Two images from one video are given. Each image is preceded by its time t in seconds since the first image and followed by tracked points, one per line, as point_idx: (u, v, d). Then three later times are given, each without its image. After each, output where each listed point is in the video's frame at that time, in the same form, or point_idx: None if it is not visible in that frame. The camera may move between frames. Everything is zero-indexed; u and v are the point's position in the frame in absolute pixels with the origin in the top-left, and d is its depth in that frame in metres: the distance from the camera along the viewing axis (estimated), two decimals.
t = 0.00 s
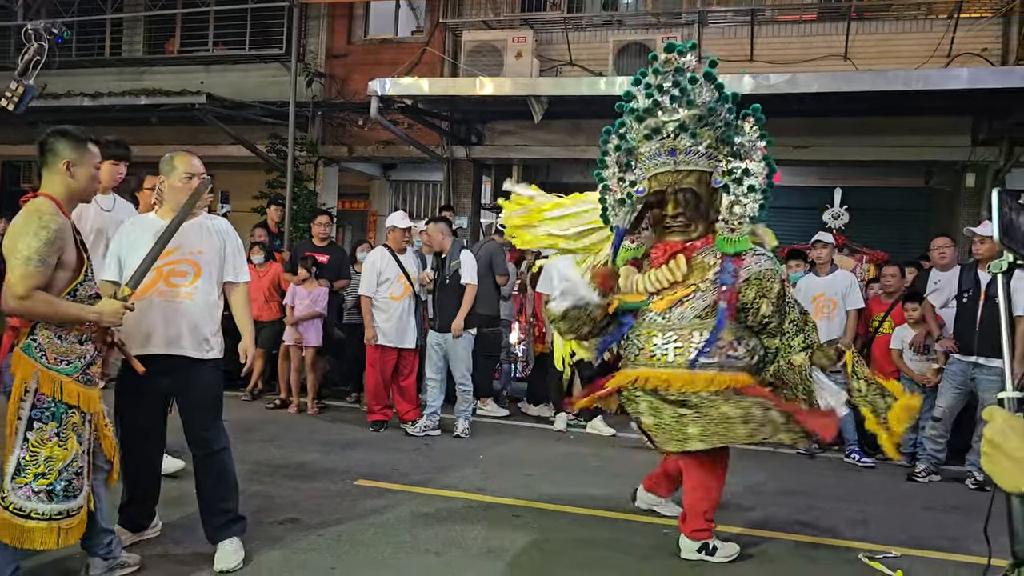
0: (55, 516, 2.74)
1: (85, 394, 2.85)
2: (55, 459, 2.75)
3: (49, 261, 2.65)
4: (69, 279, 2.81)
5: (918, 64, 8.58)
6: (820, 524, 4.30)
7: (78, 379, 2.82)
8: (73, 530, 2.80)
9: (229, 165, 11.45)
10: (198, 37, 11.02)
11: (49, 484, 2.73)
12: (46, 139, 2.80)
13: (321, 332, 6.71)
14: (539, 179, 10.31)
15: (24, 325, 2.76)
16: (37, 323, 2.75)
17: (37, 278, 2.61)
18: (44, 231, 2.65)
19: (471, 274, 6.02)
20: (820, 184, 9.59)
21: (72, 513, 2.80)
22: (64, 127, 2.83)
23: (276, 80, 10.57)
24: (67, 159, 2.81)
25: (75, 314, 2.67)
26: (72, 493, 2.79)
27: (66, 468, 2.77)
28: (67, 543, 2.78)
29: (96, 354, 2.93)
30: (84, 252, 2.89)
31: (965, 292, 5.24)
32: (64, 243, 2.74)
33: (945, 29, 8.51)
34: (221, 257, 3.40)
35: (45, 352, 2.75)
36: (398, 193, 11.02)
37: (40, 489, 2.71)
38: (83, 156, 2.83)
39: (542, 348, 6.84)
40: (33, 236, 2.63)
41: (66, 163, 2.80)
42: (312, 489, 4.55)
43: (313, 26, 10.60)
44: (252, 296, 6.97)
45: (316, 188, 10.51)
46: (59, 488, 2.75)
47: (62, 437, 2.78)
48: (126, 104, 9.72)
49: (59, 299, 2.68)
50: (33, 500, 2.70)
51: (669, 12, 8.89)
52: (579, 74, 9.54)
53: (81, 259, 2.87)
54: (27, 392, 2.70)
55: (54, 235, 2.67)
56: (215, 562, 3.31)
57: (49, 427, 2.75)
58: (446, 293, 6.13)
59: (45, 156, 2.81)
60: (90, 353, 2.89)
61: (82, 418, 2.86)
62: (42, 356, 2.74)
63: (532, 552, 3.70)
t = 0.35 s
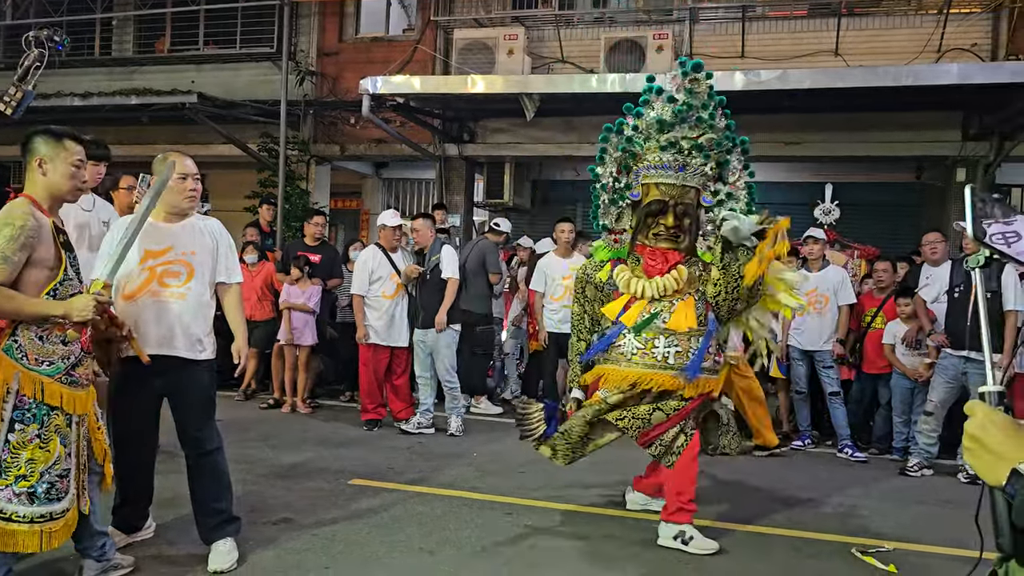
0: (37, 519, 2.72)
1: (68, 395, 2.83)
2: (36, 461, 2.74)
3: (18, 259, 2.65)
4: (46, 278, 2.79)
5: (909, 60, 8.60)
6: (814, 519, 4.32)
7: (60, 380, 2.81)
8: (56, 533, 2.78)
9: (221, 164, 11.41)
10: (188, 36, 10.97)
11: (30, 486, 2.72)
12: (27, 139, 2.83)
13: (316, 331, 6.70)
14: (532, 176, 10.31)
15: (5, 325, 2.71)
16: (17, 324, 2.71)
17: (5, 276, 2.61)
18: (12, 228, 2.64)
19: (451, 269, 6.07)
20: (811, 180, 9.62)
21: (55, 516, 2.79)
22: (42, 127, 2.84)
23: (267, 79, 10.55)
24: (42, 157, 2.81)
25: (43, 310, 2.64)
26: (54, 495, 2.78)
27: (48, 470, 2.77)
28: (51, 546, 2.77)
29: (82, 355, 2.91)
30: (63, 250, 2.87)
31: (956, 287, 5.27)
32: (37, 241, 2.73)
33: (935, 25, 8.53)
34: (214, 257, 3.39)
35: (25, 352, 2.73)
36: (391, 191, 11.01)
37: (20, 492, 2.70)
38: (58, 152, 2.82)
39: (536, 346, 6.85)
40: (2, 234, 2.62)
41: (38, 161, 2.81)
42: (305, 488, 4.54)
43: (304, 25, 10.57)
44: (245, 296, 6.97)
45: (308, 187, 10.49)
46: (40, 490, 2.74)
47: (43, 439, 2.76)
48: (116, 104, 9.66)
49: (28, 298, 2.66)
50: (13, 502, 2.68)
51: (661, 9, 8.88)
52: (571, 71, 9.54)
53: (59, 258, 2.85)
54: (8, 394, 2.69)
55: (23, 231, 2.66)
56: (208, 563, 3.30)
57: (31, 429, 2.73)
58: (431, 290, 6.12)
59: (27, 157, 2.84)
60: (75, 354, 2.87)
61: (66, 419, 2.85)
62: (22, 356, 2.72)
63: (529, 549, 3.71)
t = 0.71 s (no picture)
0: (29, 519, 2.72)
1: (55, 394, 2.82)
2: (26, 461, 2.73)
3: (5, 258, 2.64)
4: (31, 278, 2.78)
5: (895, 55, 8.64)
6: (802, 512, 4.34)
7: (47, 380, 2.79)
8: (46, 533, 2.78)
9: (208, 163, 11.36)
10: (174, 33, 10.90)
11: (21, 487, 2.71)
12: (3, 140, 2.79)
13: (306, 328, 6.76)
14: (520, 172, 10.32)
15: None
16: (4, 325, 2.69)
17: None
18: None
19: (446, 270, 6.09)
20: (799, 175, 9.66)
21: (45, 515, 2.78)
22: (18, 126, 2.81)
23: (253, 76, 10.50)
24: (23, 158, 2.78)
25: (32, 313, 2.65)
26: (44, 495, 2.78)
27: (38, 470, 2.76)
28: (41, 545, 2.77)
29: (69, 355, 2.90)
30: (47, 249, 2.86)
31: (943, 279, 5.30)
32: (23, 241, 2.72)
33: (920, 19, 8.57)
34: (203, 258, 3.38)
35: (12, 352, 2.69)
36: (380, 189, 10.99)
37: (11, 492, 2.68)
38: (39, 153, 2.80)
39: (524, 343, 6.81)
40: None
41: (21, 162, 2.78)
42: (295, 487, 4.53)
43: (290, 22, 10.53)
44: (233, 295, 6.93)
45: (296, 184, 10.45)
46: (31, 490, 2.74)
47: (33, 439, 2.75)
48: (102, 103, 9.60)
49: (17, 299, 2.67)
50: (5, 504, 2.67)
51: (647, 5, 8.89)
52: (558, 68, 9.54)
53: (42, 259, 2.83)
54: None
55: (12, 232, 2.65)
56: (197, 562, 3.30)
57: (20, 430, 2.71)
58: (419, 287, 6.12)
59: (6, 158, 2.80)
60: (61, 353, 2.86)
61: (54, 419, 2.84)
62: (9, 357, 2.68)
63: (520, 545, 3.72)
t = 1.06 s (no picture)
0: (30, 515, 2.70)
1: (50, 392, 2.81)
2: (25, 459, 2.71)
3: (12, 259, 2.62)
4: (29, 278, 2.76)
5: (880, 49, 8.68)
6: (791, 505, 4.37)
7: (42, 377, 2.78)
8: (46, 528, 2.76)
9: (193, 159, 11.29)
10: (158, 29, 10.81)
11: (22, 484, 2.69)
12: None
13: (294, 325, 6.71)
14: (507, 168, 10.33)
15: None
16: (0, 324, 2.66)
17: (5, 277, 2.58)
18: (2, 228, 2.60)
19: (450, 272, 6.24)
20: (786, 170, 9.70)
21: (44, 511, 2.76)
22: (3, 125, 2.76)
23: (239, 73, 10.42)
24: (16, 158, 2.74)
25: (45, 310, 2.64)
26: (44, 491, 2.76)
27: (37, 467, 2.74)
28: (42, 541, 2.74)
29: (59, 352, 2.89)
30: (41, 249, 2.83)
31: (928, 273, 5.33)
32: (24, 242, 2.70)
33: (905, 14, 8.61)
34: (190, 257, 3.36)
35: (10, 352, 2.68)
36: (367, 185, 10.95)
37: (13, 489, 2.66)
38: (28, 153, 2.77)
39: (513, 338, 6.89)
40: None
41: (13, 162, 2.74)
42: (284, 484, 4.52)
43: (276, 18, 10.46)
44: (219, 292, 6.88)
45: (283, 181, 10.39)
46: (31, 487, 2.71)
47: (31, 437, 2.73)
48: (86, 99, 9.50)
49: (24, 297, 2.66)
50: (7, 501, 2.65)
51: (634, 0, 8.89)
52: (546, 63, 9.54)
53: (38, 259, 2.81)
54: None
55: (13, 234, 2.63)
56: (186, 561, 3.28)
57: (18, 427, 2.69)
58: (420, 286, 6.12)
59: None
60: (53, 351, 2.85)
61: (48, 416, 2.82)
62: (7, 356, 2.67)
63: (510, 541, 3.72)
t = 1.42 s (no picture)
0: (28, 515, 2.70)
1: (47, 391, 2.80)
2: (24, 458, 2.70)
3: (20, 260, 2.62)
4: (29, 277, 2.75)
5: (873, 45, 8.70)
6: (784, 500, 4.39)
7: (40, 377, 2.78)
8: (45, 527, 2.76)
9: (186, 157, 11.26)
10: (150, 26, 10.77)
11: (21, 483, 2.68)
12: None
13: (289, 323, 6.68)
14: (502, 165, 10.34)
15: None
16: None
17: (14, 278, 2.58)
18: (9, 229, 2.58)
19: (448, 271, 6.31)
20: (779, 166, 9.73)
21: (43, 510, 2.76)
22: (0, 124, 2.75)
23: (232, 69, 10.39)
24: (15, 158, 2.74)
25: (55, 306, 2.65)
26: (43, 490, 2.75)
27: (36, 466, 2.73)
28: (41, 540, 2.74)
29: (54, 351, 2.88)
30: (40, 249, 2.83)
31: (920, 267, 5.39)
32: (29, 243, 2.70)
33: (898, 10, 8.64)
34: (182, 256, 3.36)
35: (10, 351, 2.67)
36: (361, 182, 10.94)
37: (12, 489, 2.66)
38: (27, 151, 2.76)
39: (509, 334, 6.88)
40: None
41: (12, 161, 2.73)
42: (280, 482, 4.52)
43: (269, 14, 10.42)
44: (214, 290, 6.87)
45: (277, 178, 10.36)
46: (31, 486, 2.71)
47: (30, 436, 2.72)
48: (78, 97, 9.46)
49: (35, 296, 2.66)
50: (6, 500, 2.64)
51: None
52: (539, 59, 9.54)
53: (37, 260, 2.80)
54: None
55: (20, 238, 2.62)
56: (182, 559, 3.29)
57: (18, 426, 2.68)
58: (419, 283, 6.11)
59: None
60: (50, 351, 2.84)
61: (46, 415, 2.81)
62: (7, 356, 2.66)
63: (506, 536, 3.74)
